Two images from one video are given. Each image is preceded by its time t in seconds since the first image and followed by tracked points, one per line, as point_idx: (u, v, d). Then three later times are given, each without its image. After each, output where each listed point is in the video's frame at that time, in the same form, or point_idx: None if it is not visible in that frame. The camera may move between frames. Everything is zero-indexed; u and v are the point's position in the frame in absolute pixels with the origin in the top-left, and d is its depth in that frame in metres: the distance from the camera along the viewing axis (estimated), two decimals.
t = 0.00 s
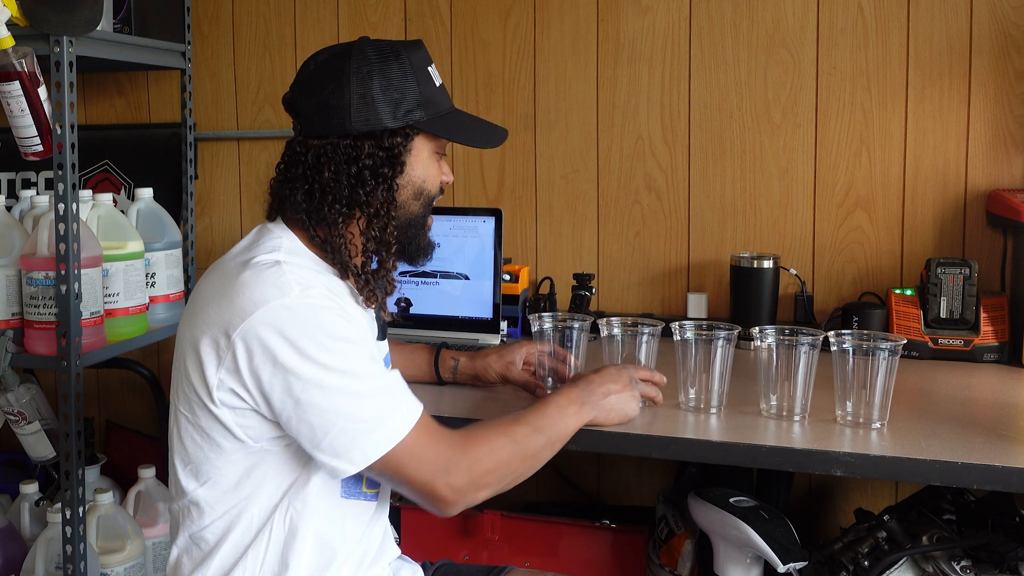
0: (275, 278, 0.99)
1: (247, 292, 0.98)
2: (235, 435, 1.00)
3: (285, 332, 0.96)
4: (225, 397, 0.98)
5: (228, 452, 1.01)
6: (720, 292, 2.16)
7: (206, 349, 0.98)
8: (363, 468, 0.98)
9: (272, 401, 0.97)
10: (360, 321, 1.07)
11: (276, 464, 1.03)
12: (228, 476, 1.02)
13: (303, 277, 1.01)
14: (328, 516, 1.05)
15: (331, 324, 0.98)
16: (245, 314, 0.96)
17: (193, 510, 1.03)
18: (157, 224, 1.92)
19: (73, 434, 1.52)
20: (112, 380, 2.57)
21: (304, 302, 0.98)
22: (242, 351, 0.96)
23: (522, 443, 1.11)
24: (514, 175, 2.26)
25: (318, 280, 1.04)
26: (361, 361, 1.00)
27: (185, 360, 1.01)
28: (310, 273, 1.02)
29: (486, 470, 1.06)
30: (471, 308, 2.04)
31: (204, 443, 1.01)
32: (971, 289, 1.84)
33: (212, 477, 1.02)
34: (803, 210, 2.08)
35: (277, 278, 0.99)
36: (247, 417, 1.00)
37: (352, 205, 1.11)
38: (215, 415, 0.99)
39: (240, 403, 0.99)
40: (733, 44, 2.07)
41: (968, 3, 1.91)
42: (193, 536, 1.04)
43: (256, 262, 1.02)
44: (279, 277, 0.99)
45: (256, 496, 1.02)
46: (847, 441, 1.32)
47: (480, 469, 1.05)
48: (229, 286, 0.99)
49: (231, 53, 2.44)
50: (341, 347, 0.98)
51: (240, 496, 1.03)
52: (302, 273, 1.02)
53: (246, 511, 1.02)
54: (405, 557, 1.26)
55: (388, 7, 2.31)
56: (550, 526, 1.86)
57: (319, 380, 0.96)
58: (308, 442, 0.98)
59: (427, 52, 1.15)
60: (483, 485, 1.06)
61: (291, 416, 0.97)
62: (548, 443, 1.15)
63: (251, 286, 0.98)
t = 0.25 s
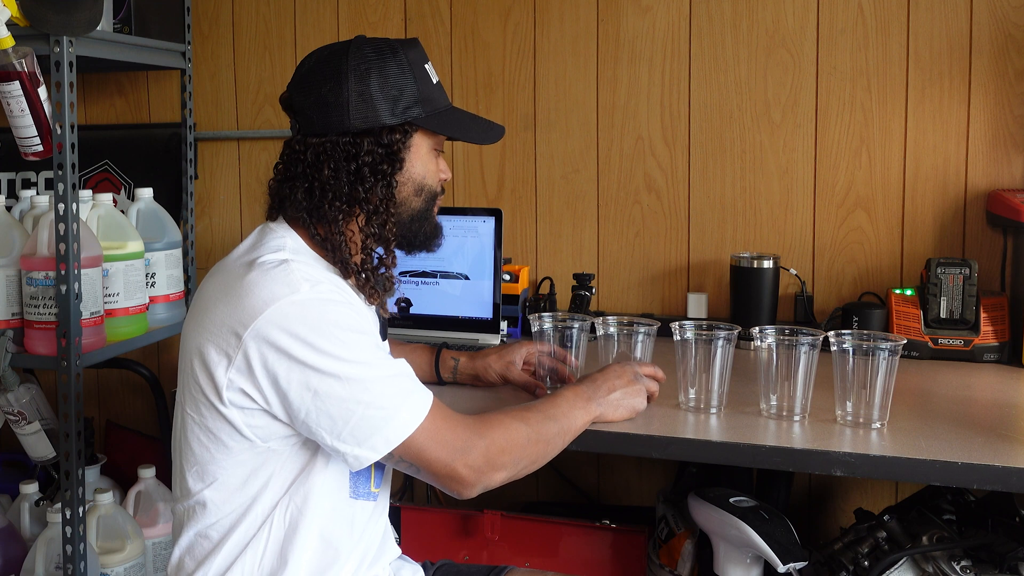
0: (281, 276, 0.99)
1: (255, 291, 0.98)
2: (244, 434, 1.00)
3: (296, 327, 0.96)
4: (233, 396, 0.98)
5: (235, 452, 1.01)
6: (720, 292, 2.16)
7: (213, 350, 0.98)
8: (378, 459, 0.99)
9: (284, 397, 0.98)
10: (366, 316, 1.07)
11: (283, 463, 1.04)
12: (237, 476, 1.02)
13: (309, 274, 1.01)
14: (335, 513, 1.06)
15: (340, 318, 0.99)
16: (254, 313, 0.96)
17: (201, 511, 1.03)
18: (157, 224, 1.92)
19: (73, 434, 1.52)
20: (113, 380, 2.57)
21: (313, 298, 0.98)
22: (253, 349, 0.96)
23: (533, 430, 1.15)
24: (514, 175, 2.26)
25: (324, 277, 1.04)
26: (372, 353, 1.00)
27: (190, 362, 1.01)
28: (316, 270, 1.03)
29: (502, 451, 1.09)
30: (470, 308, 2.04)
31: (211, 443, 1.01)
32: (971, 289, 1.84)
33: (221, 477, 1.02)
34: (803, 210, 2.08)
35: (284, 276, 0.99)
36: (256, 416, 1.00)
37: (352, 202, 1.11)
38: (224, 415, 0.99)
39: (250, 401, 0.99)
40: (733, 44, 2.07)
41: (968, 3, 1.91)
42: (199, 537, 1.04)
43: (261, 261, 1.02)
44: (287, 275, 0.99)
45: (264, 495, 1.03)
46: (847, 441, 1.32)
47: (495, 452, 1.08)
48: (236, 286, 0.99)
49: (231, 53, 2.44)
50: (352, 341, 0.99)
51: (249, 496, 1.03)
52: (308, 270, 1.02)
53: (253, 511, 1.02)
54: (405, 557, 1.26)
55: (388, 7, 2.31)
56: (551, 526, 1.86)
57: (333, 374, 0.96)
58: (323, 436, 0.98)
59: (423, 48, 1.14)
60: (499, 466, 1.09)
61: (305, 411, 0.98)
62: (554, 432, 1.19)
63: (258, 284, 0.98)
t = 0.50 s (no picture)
0: (280, 276, 0.99)
1: (254, 291, 0.98)
2: (242, 435, 1.00)
3: (294, 328, 0.96)
4: (231, 397, 0.98)
5: (233, 453, 1.01)
6: (720, 292, 2.16)
7: (212, 350, 0.98)
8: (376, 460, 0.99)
9: (282, 398, 0.98)
10: (364, 317, 1.07)
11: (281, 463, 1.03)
12: (235, 476, 1.02)
13: (307, 275, 1.02)
14: (334, 513, 1.06)
15: (338, 319, 0.99)
16: (253, 313, 0.96)
17: (200, 513, 1.03)
18: (157, 224, 1.92)
19: (73, 434, 1.52)
20: (113, 381, 2.57)
21: (311, 299, 0.98)
22: (252, 350, 0.96)
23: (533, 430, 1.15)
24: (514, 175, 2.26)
25: (322, 278, 1.04)
26: (370, 355, 1.01)
27: (189, 363, 1.01)
28: (314, 271, 1.03)
29: (501, 450, 1.10)
30: (470, 308, 2.04)
31: (209, 444, 1.01)
32: (971, 289, 1.84)
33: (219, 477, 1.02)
34: (803, 210, 2.08)
35: (282, 277, 0.99)
36: (254, 416, 1.00)
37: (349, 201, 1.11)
38: (223, 416, 0.99)
39: (248, 402, 0.99)
40: (733, 44, 2.07)
41: (968, 3, 1.91)
42: (197, 538, 1.04)
43: (259, 262, 1.02)
44: (285, 275, 1.00)
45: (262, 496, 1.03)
46: (847, 441, 1.32)
47: (494, 451, 1.09)
48: (234, 286, 0.99)
49: (231, 53, 2.44)
50: (350, 342, 0.99)
51: (247, 496, 1.03)
52: (306, 271, 1.02)
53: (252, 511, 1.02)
54: (405, 557, 1.26)
55: (389, 7, 2.31)
56: (551, 526, 1.86)
57: (331, 374, 0.96)
58: (321, 436, 0.98)
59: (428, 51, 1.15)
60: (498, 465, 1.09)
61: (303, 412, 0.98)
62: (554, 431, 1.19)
63: (257, 284, 0.98)
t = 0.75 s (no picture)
0: (279, 279, 0.99)
1: (252, 293, 0.98)
2: (240, 438, 1.00)
3: (291, 331, 0.96)
4: (229, 399, 0.98)
5: (232, 455, 1.01)
6: (720, 292, 2.16)
7: (211, 350, 0.98)
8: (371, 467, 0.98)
9: (279, 401, 0.97)
10: (363, 321, 1.07)
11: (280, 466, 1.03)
12: (234, 478, 1.02)
13: (306, 277, 1.01)
14: (333, 517, 1.06)
15: (336, 323, 0.98)
16: (251, 315, 0.96)
17: (199, 514, 1.03)
18: (157, 224, 1.92)
19: (73, 434, 1.52)
20: (113, 381, 2.57)
21: (309, 302, 0.98)
22: (250, 352, 0.96)
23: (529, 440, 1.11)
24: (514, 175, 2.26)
25: (321, 281, 1.04)
26: (367, 360, 1.00)
27: (188, 363, 1.01)
28: (314, 273, 1.03)
29: (493, 464, 1.06)
30: (471, 308, 2.04)
31: (208, 445, 1.01)
32: (971, 289, 1.84)
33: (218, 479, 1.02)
34: (803, 210, 2.08)
35: (281, 279, 0.99)
36: (252, 419, 1.00)
37: (340, 198, 1.11)
38: (221, 417, 0.99)
39: (246, 404, 0.99)
40: (733, 44, 2.07)
41: (968, 3, 1.91)
42: (196, 539, 1.04)
43: (259, 263, 1.02)
44: (284, 277, 0.99)
45: (260, 498, 1.03)
46: (847, 441, 1.32)
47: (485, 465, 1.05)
48: (233, 288, 0.99)
49: (231, 53, 2.44)
50: (348, 346, 0.98)
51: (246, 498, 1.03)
52: (305, 273, 1.02)
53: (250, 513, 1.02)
54: (404, 557, 1.26)
55: (389, 7, 2.31)
56: (551, 526, 1.86)
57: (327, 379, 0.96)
58: (318, 441, 0.98)
59: (426, 52, 1.15)
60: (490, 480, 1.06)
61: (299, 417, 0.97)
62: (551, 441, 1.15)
63: (256, 286, 0.98)
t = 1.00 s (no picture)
0: (283, 276, 0.99)
1: (256, 292, 0.97)
2: (243, 436, 1.00)
3: (295, 328, 0.96)
4: (232, 396, 0.98)
5: (234, 452, 1.01)
6: (720, 292, 2.16)
7: (215, 347, 0.98)
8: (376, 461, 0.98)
9: (283, 398, 0.98)
10: (366, 320, 1.07)
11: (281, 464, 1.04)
12: (234, 476, 1.02)
13: (309, 275, 1.01)
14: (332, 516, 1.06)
15: (340, 321, 0.98)
16: (255, 312, 0.96)
17: (200, 512, 1.03)
18: (157, 224, 1.92)
19: (73, 434, 1.52)
20: (113, 381, 2.57)
21: (313, 299, 0.98)
22: (254, 350, 0.96)
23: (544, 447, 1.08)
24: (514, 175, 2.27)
25: (324, 278, 1.04)
26: (371, 358, 1.00)
27: (191, 361, 1.01)
28: (317, 271, 1.03)
29: (498, 470, 1.04)
30: (471, 308, 2.04)
31: (210, 443, 1.01)
32: (971, 289, 1.84)
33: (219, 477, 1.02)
34: (803, 210, 2.08)
35: (286, 277, 0.99)
36: (254, 417, 1.00)
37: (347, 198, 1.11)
38: (223, 415, 0.99)
39: (248, 403, 0.99)
40: (733, 44, 2.07)
41: (968, 3, 1.91)
42: (196, 536, 1.04)
43: (262, 262, 1.02)
44: (287, 276, 0.99)
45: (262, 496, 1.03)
46: (847, 441, 1.32)
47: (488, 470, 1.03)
48: (238, 286, 0.99)
49: (231, 53, 2.44)
50: (352, 344, 0.98)
51: (246, 497, 1.03)
52: (309, 272, 1.02)
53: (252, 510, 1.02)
54: (404, 557, 1.26)
55: (389, 7, 2.31)
56: (551, 526, 1.86)
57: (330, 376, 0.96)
58: (321, 438, 0.98)
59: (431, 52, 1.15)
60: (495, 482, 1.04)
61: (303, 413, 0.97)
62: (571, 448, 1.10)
63: (261, 284, 0.98)
